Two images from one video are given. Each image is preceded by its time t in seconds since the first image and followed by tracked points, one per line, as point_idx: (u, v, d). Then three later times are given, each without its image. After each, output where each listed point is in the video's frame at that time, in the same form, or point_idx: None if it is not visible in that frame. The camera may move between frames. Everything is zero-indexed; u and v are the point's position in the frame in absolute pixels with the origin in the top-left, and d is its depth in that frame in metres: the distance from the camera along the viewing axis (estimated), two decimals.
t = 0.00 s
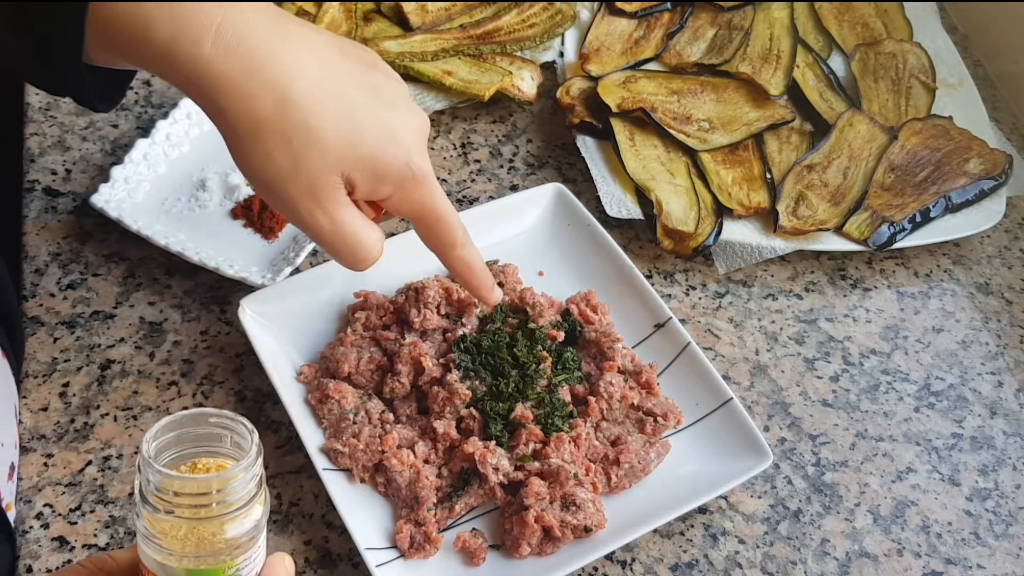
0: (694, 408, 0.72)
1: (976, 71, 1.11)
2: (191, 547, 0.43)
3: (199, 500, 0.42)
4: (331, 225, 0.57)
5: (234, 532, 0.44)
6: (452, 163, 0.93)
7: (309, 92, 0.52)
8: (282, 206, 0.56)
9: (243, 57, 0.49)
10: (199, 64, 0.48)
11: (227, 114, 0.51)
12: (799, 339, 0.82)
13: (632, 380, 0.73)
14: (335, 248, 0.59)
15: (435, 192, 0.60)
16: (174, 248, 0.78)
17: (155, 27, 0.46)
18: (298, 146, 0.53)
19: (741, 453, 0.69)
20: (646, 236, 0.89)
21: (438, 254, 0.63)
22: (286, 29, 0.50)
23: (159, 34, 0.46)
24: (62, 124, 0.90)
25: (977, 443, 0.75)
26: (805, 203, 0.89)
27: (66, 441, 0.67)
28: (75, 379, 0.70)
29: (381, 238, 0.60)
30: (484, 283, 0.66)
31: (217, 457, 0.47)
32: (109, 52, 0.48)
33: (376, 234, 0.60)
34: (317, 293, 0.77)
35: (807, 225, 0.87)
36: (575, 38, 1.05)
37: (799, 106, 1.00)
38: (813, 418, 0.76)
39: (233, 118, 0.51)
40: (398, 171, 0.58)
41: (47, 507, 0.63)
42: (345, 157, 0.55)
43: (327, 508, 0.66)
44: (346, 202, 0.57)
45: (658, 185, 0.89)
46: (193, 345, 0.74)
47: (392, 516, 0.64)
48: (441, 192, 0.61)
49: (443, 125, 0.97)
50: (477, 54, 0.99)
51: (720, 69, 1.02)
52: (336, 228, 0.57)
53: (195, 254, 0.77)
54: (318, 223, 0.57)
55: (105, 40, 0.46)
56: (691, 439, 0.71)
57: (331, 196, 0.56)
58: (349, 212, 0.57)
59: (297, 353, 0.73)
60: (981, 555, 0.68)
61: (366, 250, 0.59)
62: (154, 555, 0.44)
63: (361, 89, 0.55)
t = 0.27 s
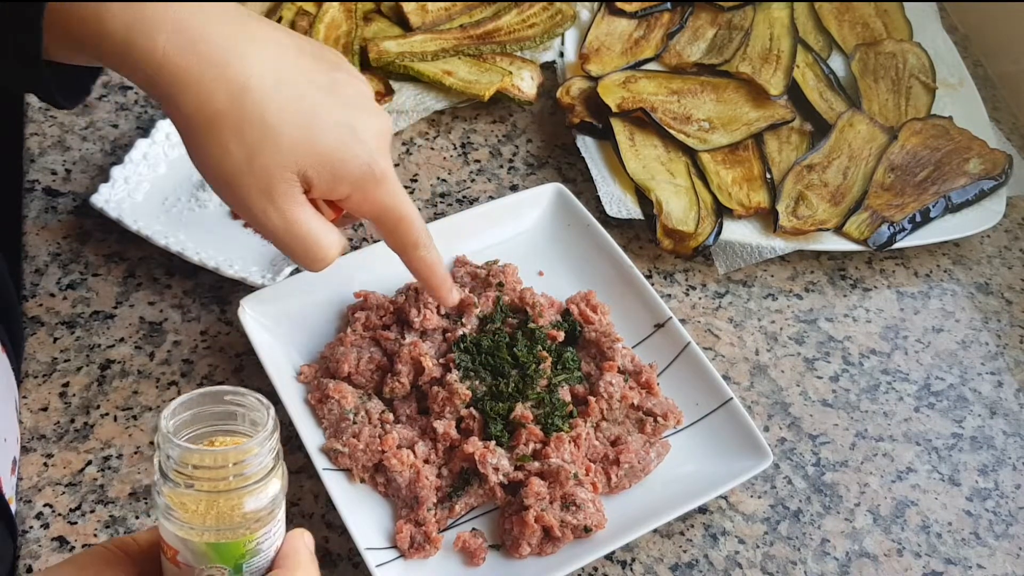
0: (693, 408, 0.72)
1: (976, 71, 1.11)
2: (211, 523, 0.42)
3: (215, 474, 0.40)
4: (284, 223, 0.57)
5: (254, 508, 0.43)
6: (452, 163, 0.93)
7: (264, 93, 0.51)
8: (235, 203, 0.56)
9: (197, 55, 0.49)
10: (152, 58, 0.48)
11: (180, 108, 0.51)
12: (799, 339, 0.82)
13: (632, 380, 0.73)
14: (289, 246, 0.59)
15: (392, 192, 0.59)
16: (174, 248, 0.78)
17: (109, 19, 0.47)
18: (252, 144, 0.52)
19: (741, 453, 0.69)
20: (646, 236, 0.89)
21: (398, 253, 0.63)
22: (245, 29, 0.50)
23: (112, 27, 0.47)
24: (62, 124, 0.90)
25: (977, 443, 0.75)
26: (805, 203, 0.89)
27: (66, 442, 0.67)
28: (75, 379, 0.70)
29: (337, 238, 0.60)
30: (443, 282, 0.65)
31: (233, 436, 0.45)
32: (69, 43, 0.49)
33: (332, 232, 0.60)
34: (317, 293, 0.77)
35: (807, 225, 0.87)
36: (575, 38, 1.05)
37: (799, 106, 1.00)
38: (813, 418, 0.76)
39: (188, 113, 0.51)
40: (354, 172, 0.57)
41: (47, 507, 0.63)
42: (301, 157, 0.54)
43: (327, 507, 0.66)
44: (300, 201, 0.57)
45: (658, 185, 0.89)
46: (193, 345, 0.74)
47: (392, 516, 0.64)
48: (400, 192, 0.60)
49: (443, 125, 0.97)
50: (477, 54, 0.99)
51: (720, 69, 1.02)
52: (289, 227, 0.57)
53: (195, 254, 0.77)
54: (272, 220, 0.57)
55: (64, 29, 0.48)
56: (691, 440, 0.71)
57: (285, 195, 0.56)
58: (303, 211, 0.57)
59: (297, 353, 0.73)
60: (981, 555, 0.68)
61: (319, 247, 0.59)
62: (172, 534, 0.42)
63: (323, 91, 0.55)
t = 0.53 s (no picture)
0: (693, 408, 0.72)
1: (976, 71, 1.11)
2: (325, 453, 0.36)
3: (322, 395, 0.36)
4: (219, 208, 0.53)
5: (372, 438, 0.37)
6: (452, 163, 0.93)
7: (197, 70, 0.48)
8: (170, 191, 0.53)
9: (127, 33, 0.46)
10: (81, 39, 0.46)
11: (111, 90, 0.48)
12: (799, 339, 0.82)
13: (632, 380, 0.73)
14: (226, 234, 0.54)
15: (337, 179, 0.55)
16: (174, 248, 0.78)
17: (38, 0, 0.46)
18: (184, 125, 0.49)
19: (741, 453, 0.69)
20: (646, 236, 0.89)
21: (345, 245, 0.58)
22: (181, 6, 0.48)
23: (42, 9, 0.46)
24: (62, 124, 0.90)
25: (977, 443, 0.75)
26: (805, 203, 0.89)
27: (66, 441, 0.67)
28: (75, 379, 0.70)
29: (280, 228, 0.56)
30: (395, 275, 0.60)
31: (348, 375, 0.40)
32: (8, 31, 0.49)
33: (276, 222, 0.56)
34: (317, 293, 0.77)
35: (807, 225, 0.87)
36: (575, 38, 1.05)
37: (799, 106, 1.00)
38: (813, 418, 0.76)
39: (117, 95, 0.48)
40: (297, 156, 0.54)
41: (46, 507, 0.63)
42: (235, 140, 0.51)
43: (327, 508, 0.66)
44: (239, 187, 0.53)
45: (658, 185, 0.89)
46: (193, 345, 0.74)
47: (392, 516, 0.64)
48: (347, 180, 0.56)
49: (443, 125, 0.97)
50: (477, 54, 0.99)
51: (720, 69, 1.02)
52: (226, 212, 0.53)
53: (195, 254, 0.77)
54: (205, 203, 0.53)
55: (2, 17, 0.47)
56: (691, 440, 0.71)
57: (222, 177, 0.52)
58: (241, 197, 0.53)
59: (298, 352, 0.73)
60: (981, 555, 0.68)
61: (261, 238, 0.55)
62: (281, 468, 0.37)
63: (262, 76, 0.52)
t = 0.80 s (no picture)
0: (694, 409, 0.72)
1: (978, 70, 1.11)
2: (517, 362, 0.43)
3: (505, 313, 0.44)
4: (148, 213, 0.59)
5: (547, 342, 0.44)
6: (452, 163, 0.93)
7: (91, 73, 0.57)
8: (71, 200, 0.60)
9: (56, 66, 0.56)
10: None
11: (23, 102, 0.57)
12: (800, 340, 0.81)
13: (633, 381, 0.72)
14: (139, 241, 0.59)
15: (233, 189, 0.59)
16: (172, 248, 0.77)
17: None
18: (94, 136, 0.57)
19: (742, 454, 0.68)
20: (647, 236, 0.88)
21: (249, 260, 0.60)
22: (78, 23, 0.58)
23: None
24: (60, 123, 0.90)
25: (980, 444, 0.75)
26: (807, 203, 0.89)
27: (64, 442, 0.66)
28: (73, 379, 0.70)
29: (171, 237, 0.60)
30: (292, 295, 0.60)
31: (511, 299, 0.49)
32: None
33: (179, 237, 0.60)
34: (316, 294, 0.76)
35: (808, 225, 0.87)
36: (576, 36, 1.04)
37: (801, 105, 0.99)
38: (816, 419, 0.75)
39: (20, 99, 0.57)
40: (196, 169, 0.59)
41: (45, 508, 0.63)
42: (135, 149, 0.57)
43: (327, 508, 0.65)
44: (134, 194, 0.59)
45: (659, 185, 0.88)
46: (192, 345, 0.74)
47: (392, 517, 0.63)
48: (256, 197, 0.60)
49: (443, 125, 0.96)
50: (477, 53, 0.98)
51: (722, 68, 1.01)
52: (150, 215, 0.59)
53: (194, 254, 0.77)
54: (135, 207, 0.59)
55: None
56: (693, 440, 0.70)
57: (115, 182, 0.58)
58: (135, 204, 0.59)
59: (297, 353, 0.73)
60: (983, 557, 0.68)
61: (158, 248, 0.59)
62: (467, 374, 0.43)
63: (168, 95, 0.60)
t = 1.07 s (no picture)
0: (693, 408, 0.72)
1: (976, 71, 1.11)
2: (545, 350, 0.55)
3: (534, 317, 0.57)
4: (68, 137, 0.63)
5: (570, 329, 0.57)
6: (452, 163, 0.93)
7: None
8: None
9: None
10: None
11: None
12: (799, 339, 0.82)
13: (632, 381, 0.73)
14: (76, 163, 0.62)
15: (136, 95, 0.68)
16: (174, 248, 0.78)
17: None
18: None
19: (740, 454, 0.69)
20: (646, 236, 0.89)
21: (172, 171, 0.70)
22: None
23: None
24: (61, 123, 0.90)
25: (977, 443, 0.75)
26: (805, 203, 0.89)
27: (66, 441, 0.67)
28: (75, 379, 0.70)
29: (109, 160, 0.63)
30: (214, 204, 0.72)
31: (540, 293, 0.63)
32: None
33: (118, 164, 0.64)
34: (317, 293, 0.77)
35: (807, 226, 0.87)
36: (575, 36, 1.04)
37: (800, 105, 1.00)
38: (814, 418, 0.76)
39: None
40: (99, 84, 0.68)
41: (47, 507, 0.63)
42: (41, 76, 0.66)
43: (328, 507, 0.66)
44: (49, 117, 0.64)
45: (658, 185, 0.89)
46: (193, 345, 0.74)
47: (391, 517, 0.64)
48: (153, 103, 0.70)
49: (443, 125, 0.97)
50: (477, 53, 0.99)
51: (721, 68, 1.02)
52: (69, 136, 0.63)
53: (195, 254, 0.78)
54: (52, 130, 0.63)
55: None
56: (691, 439, 0.71)
57: (29, 110, 0.64)
58: (54, 125, 0.63)
59: (297, 353, 0.73)
60: (981, 555, 0.68)
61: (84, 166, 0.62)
62: (507, 359, 0.55)
63: (75, 37, 0.70)
